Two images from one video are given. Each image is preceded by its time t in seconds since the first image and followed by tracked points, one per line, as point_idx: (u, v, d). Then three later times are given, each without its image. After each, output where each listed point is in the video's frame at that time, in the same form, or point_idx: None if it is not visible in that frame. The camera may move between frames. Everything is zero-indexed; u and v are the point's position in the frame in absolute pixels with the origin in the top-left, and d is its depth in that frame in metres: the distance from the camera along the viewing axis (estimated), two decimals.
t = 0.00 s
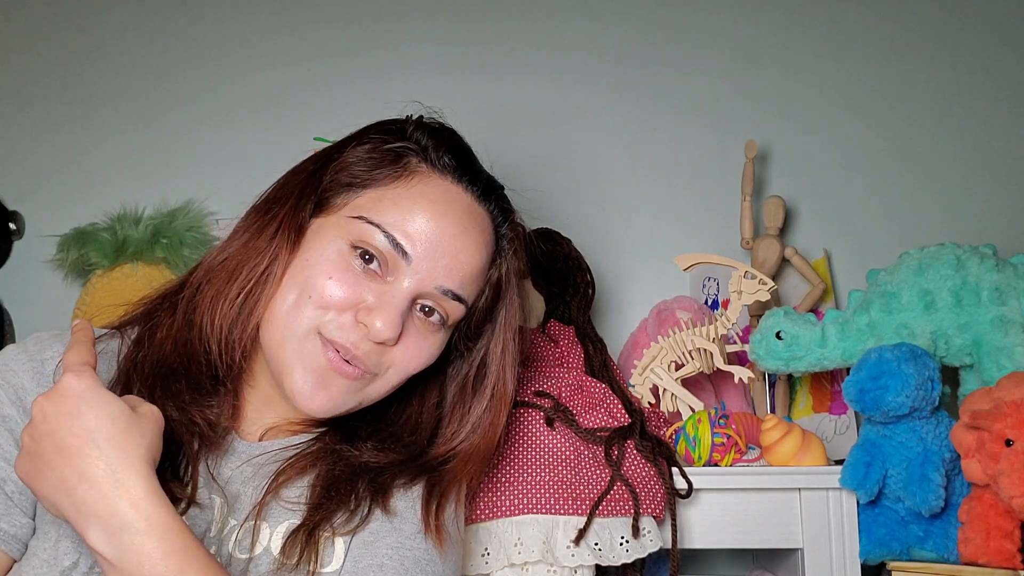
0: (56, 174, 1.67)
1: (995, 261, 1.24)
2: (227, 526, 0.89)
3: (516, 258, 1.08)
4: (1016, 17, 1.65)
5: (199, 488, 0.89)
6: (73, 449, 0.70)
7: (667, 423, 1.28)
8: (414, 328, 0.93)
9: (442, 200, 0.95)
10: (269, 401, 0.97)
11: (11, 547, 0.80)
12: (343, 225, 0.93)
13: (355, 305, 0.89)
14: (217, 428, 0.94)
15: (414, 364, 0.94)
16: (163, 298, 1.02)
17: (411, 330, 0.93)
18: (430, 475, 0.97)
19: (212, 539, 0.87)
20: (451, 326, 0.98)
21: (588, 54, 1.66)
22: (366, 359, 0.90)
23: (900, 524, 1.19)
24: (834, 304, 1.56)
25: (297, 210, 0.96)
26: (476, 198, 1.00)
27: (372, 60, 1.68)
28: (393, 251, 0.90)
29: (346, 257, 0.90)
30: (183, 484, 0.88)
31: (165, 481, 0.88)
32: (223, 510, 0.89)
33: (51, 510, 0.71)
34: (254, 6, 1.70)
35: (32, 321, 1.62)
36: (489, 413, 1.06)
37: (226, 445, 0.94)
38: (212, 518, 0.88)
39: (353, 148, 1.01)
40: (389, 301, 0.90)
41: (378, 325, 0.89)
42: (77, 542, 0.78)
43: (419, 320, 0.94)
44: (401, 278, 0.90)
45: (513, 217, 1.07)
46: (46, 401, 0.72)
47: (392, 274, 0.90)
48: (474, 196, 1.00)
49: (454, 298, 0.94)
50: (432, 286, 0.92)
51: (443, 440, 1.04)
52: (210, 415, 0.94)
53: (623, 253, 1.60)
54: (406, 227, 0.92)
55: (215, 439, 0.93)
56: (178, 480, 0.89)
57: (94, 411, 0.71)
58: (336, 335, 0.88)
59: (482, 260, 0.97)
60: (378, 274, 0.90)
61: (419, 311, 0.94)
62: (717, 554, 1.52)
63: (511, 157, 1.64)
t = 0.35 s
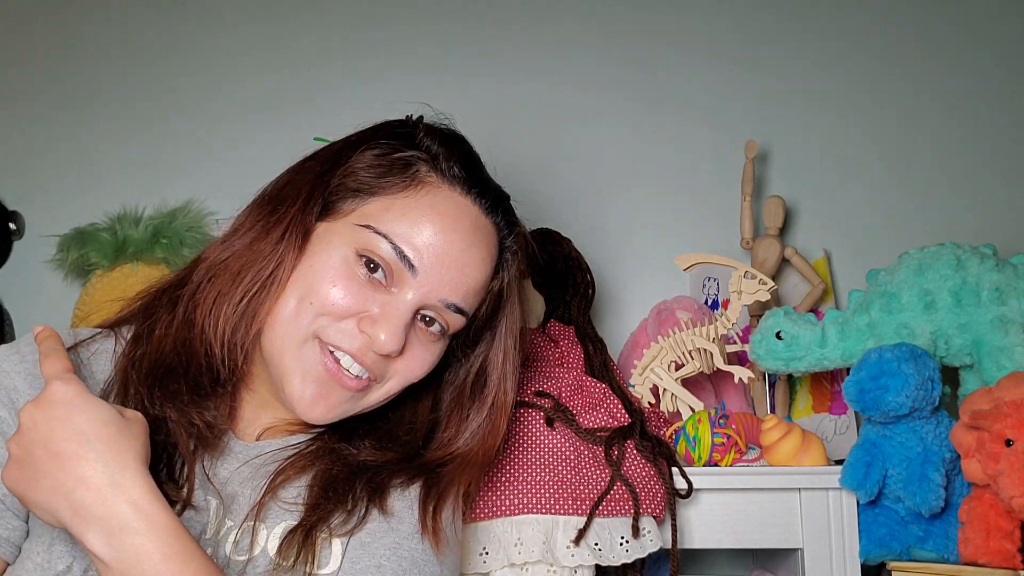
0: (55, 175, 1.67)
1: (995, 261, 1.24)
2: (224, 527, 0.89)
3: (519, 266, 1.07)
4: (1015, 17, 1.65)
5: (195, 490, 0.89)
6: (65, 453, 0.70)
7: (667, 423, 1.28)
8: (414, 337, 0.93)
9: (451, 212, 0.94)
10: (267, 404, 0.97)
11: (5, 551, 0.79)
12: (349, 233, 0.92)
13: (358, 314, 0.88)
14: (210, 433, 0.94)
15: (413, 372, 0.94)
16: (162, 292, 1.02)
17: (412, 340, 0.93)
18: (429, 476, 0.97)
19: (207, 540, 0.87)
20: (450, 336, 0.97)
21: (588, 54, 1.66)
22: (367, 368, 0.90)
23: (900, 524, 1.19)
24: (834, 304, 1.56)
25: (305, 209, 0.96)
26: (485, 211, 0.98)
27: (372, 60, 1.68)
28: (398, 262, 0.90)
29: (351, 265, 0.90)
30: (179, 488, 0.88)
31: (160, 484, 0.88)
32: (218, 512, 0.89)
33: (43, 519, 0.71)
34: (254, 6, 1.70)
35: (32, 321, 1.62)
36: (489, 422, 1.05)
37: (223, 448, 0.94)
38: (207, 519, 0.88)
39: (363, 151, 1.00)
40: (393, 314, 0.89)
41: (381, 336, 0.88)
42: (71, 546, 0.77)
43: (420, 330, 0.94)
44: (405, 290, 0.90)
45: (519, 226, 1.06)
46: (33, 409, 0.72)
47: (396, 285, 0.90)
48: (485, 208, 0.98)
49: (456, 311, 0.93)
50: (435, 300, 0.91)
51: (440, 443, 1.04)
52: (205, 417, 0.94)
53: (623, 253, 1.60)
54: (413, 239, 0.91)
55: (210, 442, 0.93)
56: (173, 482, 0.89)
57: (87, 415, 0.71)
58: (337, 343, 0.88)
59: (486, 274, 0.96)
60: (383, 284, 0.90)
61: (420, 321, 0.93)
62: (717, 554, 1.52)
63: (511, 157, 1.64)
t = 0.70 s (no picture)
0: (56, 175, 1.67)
1: (995, 261, 1.24)
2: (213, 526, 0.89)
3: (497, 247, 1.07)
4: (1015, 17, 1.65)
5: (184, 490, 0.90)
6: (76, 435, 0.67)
7: (667, 423, 1.28)
8: (395, 319, 0.92)
9: (425, 193, 0.94)
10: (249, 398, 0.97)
11: None
12: (325, 219, 0.92)
13: (338, 295, 0.88)
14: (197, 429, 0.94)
15: (397, 355, 0.93)
16: (144, 293, 1.02)
17: (394, 322, 0.92)
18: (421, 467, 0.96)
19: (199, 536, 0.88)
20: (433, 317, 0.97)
21: (588, 54, 1.66)
22: (348, 348, 0.89)
23: (900, 524, 1.19)
24: (834, 304, 1.56)
25: (280, 197, 0.96)
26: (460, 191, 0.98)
27: (372, 60, 1.68)
28: (375, 245, 0.89)
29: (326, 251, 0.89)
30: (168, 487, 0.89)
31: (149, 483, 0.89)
32: (207, 509, 0.89)
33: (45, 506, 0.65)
34: (254, 6, 1.70)
35: (32, 321, 1.62)
36: (474, 403, 1.05)
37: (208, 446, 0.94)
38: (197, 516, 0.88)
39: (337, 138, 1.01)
40: (373, 296, 0.89)
41: (362, 318, 0.88)
42: (60, 547, 0.81)
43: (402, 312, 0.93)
44: (383, 272, 0.89)
45: (495, 208, 1.05)
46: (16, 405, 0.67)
47: (375, 267, 0.89)
48: (459, 188, 0.99)
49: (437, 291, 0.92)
50: (415, 281, 0.90)
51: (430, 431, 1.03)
52: (194, 413, 0.94)
53: (623, 253, 1.60)
54: (390, 221, 0.90)
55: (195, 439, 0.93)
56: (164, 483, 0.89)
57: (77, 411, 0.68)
58: (318, 325, 0.88)
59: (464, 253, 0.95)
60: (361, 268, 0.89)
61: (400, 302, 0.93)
62: (717, 554, 1.52)
63: (511, 157, 1.64)
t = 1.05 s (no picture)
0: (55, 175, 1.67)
1: (995, 261, 1.24)
2: (184, 513, 0.83)
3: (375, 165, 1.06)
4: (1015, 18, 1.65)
5: (139, 477, 0.84)
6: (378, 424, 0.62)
7: (667, 423, 1.28)
8: (312, 230, 0.85)
9: (286, 103, 0.92)
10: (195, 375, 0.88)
11: None
12: (203, 161, 0.88)
13: (246, 216, 0.81)
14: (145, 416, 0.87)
15: (323, 264, 0.84)
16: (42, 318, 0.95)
17: (308, 230, 0.85)
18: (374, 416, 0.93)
19: (163, 520, 0.82)
20: (348, 226, 0.90)
21: (588, 55, 1.66)
22: (272, 269, 0.81)
23: (900, 524, 1.18)
24: (834, 304, 1.56)
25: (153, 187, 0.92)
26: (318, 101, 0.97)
27: (372, 60, 1.68)
28: (261, 160, 0.86)
29: (217, 183, 0.85)
30: (119, 476, 0.82)
31: (102, 475, 0.81)
32: (169, 495, 0.83)
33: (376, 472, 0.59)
34: (254, 6, 1.71)
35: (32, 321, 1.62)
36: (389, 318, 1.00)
37: (158, 424, 0.87)
38: (158, 500, 0.83)
39: (188, 103, 0.96)
40: (275, 202, 0.83)
41: (271, 223, 0.81)
42: (20, 538, 0.78)
43: (314, 224, 0.86)
44: (279, 180, 0.85)
45: (358, 120, 1.04)
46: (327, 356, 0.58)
47: (269, 179, 0.85)
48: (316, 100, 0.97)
49: (336, 186, 0.87)
50: (310, 177, 0.86)
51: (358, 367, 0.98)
52: (140, 402, 0.87)
53: (623, 253, 1.60)
54: (264, 135, 0.87)
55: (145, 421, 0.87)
56: (116, 473, 0.82)
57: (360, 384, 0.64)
58: (241, 252, 0.80)
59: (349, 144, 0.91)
60: (256, 186, 0.85)
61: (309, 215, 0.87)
62: (717, 554, 1.52)
63: (511, 156, 1.64)
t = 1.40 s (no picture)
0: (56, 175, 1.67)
1: (995, 261, 1.24)
2: (154, 507, 0.84)
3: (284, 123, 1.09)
4: (1015, 18, 1.65)
5: (103, 476, 0.85)
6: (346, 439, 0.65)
7: (667, 423, 1.28)
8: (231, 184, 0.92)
9: (176, 75, 0.98)
10: (149, 360, 0.91)
11: None
12: (107, 146, 0.93)
13: (162, 180, 0.88)
14: (90, 418, 0.88)
15: (254, 207, 0.92)
16: None
17: (228, 180, 0.92)
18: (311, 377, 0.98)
19: (132, 517, 0.83)
20: (264, 173, 0.98)
21: (588, 56, 1.67)
22: (205, 220, 0.88)
23: (900, 524, 1.19)
24: (833, 304, 1.56)
25: (57, 199, 0.95)
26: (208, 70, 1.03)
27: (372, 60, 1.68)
28: (165, 128, 0.93)
29: (127, 159, 0.91)
30: (83, 479, 0.83)
31: (64, 482, 0.83)
32: (136, 491, 0.84)
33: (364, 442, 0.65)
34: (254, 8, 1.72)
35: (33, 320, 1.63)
36: (313, 269, 1.05)
37: (118, 426, 0.88)
38: (126, 498, 0.84)
39: (81, 105, 1.00)
40: (187, 159, 0.90)
41: (189, 176, 0.88)
42: None
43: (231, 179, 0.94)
44: (187, 140, 0.93)
45: (252, 85, 1.07)
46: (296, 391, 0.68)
47: (178, 143, 0.92)
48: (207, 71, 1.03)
49: (244, 134, 0.96)
50: (215, 131, 0.94)
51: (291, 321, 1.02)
52: (79, 404, 0.89)
53: (623, 253, 1.60)
54: (161, 106, 0.94)
55: (97, 427, 0.88)
56: (78, 477, 0.83)
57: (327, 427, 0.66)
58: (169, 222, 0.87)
59: (245, 99, 0.99)
60: (165, 154, 0.92)
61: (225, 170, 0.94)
62: (717, 554, 1.52)
63: (511, 156, 1.64)
